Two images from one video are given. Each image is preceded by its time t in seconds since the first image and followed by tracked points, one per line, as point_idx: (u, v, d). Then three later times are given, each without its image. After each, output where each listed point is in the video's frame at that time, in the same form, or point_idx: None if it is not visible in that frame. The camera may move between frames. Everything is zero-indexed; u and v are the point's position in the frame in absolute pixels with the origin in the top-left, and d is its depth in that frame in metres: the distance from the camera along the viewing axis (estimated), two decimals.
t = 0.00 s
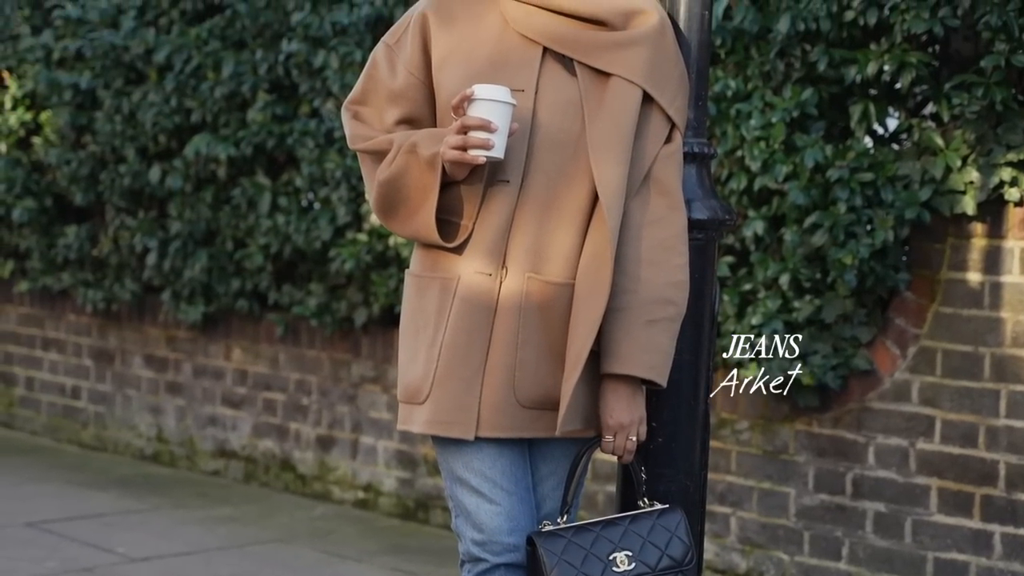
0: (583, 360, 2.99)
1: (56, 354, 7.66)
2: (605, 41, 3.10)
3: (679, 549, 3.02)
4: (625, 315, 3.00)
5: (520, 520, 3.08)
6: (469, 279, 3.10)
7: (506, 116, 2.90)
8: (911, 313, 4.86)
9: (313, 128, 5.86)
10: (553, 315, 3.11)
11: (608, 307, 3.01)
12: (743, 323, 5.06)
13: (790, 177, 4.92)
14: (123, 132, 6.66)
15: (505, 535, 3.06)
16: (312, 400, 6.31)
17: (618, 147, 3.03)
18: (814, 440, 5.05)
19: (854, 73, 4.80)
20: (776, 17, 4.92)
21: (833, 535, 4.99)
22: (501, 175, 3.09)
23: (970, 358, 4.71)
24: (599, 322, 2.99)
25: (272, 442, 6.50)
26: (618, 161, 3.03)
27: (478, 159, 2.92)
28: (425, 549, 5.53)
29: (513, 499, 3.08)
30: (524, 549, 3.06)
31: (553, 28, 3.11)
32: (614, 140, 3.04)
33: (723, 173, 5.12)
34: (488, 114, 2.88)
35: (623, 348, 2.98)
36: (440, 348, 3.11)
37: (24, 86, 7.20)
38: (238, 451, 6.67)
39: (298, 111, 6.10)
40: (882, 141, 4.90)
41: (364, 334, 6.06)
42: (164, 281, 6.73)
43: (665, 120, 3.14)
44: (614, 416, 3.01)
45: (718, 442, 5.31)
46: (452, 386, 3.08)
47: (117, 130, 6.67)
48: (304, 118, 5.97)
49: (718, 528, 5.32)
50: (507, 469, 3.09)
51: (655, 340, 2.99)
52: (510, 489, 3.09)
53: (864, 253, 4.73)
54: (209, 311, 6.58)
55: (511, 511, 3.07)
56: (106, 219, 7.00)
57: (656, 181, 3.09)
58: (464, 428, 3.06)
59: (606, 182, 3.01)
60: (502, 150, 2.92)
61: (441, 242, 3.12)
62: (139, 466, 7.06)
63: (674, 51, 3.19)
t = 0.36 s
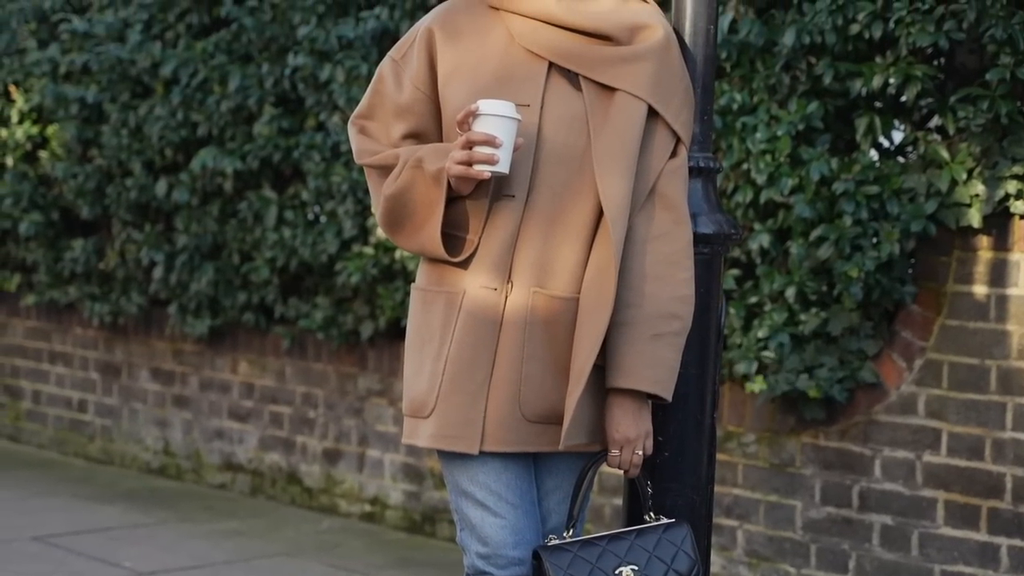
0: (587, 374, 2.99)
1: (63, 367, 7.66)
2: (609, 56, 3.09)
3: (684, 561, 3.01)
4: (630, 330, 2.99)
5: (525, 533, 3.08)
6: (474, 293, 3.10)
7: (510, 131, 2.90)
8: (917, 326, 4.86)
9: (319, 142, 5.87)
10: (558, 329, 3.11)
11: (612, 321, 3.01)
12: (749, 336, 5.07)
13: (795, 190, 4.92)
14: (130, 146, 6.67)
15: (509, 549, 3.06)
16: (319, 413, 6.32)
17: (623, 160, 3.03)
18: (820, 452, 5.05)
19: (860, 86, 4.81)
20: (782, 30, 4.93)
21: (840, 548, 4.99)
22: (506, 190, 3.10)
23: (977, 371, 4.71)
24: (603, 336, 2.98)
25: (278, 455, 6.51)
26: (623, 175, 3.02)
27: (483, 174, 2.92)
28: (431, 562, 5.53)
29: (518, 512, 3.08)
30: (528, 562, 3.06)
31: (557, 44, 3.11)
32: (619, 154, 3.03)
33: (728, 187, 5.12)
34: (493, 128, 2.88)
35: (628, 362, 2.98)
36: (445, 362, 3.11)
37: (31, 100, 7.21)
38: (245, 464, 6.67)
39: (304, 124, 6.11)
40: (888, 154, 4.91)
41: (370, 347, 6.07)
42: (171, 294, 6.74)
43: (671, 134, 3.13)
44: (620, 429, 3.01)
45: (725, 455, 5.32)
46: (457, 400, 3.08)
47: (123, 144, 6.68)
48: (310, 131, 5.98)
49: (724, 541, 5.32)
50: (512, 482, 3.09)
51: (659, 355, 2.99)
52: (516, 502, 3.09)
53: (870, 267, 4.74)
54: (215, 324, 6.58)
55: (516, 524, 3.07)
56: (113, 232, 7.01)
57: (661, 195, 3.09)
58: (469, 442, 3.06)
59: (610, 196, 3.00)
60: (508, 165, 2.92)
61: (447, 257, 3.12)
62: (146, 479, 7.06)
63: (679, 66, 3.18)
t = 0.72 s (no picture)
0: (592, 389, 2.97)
1: (69, 381, 7.66)
2: (614, 70, 3.08)
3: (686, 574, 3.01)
4: (633, 345, 2.98)
5: (525, 542, 3.03)
6: (478, 308, 3.09)
7: (514, 145, 2.89)
8: (924, 339, 4.87)
9: (324, 155, 5.89)
10: (562, 344, 3.09)
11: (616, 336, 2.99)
12: (755, 349, 5.08)
13: (801, 203, 4.92)
14: (136, 159, 6.68)
15: (508, 557, 3.01)
16: (325, 426, 6.33)
17: (626, 175, 3.01)
18: (827, 465, 5.05)
19: (865, 99, 4.81)
20: (786, 43, 4.94)
21: (847, 561, 4.99)
22: (512, 205, 3.09)
23: (983, 384, 4.71)
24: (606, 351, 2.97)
25: (285, 468, 6.52)
26: (628, 190, 3.00)
27: (488, 188, 2.92)
28: None
29: (513, 519, 3.03)
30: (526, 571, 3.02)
31: (562, 59, 3.10)
32: (624, 169, 3.01)
33: (734, 200, 5.12)
34: (497, 142, 2.88)
35: (631, 376, 2.96)
36: (450, 376, 3.09)
37: (37, 114, 7.22)
38: (252, 478, 6.68)
39: (310, 137, 6.12)
40: (893, 166, 4.92)
41: (376, 360, 6.08)
42: (177, 307, 6.74)
43: (675, 148, 3.11)
44: (625, 444, 2.98)
45: (731, 467, 5.32)
46: (462, 415, 3.06)
47: (129, 157, 6.69)
48: (316, 144, 5.99)
49: (731, 554, 5.32)
50: (512, 490, 3.06)
51: (662, 368, 2.97)
52: (512, 510, 3.04)
53: (876, 279, 4.74)
54: (222, 337, 6.59)
55: (509, 530, 3.02)
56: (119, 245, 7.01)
57: (665, 209, 3.07)
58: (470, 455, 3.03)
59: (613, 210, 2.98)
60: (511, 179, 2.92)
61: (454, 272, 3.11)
62: (152, 492, 7.07)
63: (684, 80, 3.17)
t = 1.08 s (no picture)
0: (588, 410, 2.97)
1: (74, 394, 7.66)
2: (611, 90, 3.07)
3: None
4: (629, 365, 2.97)
5: (502, 544, 3.05)
6: (476, 329, 3.09)
7: (515, 173, 2.90)
8: (929, 351, 4.86)
9: (329, 168, 5.90)
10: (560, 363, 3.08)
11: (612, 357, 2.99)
12: (760, 361, 5.07)
13: (806, 216, 4.92)
14: (141, 172, 6.69)
15: (483, 558, 3.04)
16: (330, 439, 6.34)
17: (621, 197, 2.99)
18: (832, 477, 5.05)
19: (870, 111, 4.83)
20: (791, 55, 4.94)
21: (852, 574, 4.98)
22: (511, 227, 3.09)
23: (989, 397, 4.71)
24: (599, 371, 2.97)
25: (290, 481, 6.52)
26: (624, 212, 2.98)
27: (489, 216, 2.94)
28: None
29: (494, 523, 3.05)
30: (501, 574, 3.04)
31: (562, 78, 3.10)
32: (622, 191, 3.00)
33: (739, 213, 5.12)
34: (497, 170, 2.90)
35: (626, 397, 2.96)
36: (448, 397, 3.10)
37: (42, 127, 7.24)
38: (256, 490, 6.68)
39: (315, 150, 6.13)
40: (898, 178, 4.92)
41: (381, 372, 6.09)
42: (182, 320, 6.75)
43: (674, 167, 3.09)
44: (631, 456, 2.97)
45: (736, 479, 5.31)
46: (459, 435, 3.07)
47: (135, 171, 6.70)
48: (321, 157, 6.00)
49: (736, 567, 5.32)
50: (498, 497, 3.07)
51: (658, 388, 2.96)
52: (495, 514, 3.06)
53: (881, 292, 4.73)
54: (227, 350, 6.59)
55: (487, 535, 3.05)
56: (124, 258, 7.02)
57: (662, 227, 3.04)
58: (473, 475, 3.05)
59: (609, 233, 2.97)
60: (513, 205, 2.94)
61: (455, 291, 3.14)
62: (157, 505, 7.07)
63: (683, 97, 3.14)
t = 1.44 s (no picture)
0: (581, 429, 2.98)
1: (79, 407, 7.66)
2: (603, 110, 3.06)
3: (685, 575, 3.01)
4: (624, 384, 2.96)
5: (461, 552, 3.09)
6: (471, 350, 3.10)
7: (498, 199, 2.92)
8: (934, 363, 4.86)
9: (334, 181, 5.92)
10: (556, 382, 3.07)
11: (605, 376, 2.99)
12: (766, 374, 5.06)
13: (810, 228, 4.92)
14: (146, 185, 6.70)
15: (439, 564, 3.09)
16: (335, 451, 6.35)
17: (612, 216, 2.98)
18: (838, 490, 5.04)
19: (874, 123, 4.82)
20: (795, 67, 4.95)
21: None
22: (503, 249, 3.09)
23: (994, 409, 4.71)
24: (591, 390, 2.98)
25: (295, 494, 6.52)
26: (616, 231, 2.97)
27: (474, 241, 2.97)
28: None
29: (457, 532, 3.09)
30: None
31: (553, 98, 3.10)
32: (614, 210, 2.99)
33: (743, 225, 5.12)
34: (480, 198, 2.91)
35: (621, 410, 2.95)
36: (443, 416, 3.12)
37: (47, 141, 7.24)
38: (262, 503, 6.68)
39: (320, 163, 6.14)
40: (902, 190, 4.92)
41: (386, 386, 6.11)
42: (187, 333, 6.75)
43: (668, 185, 3.07)
44: (633, 460, 2.94)
45: (742, 492, 5.29)
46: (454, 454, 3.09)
47: (140, 184, 6.71)
48: (326, 170, 6.01)
49: None
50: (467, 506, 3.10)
51: (652, 400, 2.95)
52: (463, 524, 3.10)
53: (886, 304, 4.73)
54: (232, 363, 6.60)
55: (446, 541, 3.09)
56: (129, 271, 7.02)
57: (658, 245, 3.04)
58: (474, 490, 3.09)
59: (599, 251, 2.97)
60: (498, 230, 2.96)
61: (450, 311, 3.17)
62: (163, 518, 7.08)
63: (678, 113, 3.12)
